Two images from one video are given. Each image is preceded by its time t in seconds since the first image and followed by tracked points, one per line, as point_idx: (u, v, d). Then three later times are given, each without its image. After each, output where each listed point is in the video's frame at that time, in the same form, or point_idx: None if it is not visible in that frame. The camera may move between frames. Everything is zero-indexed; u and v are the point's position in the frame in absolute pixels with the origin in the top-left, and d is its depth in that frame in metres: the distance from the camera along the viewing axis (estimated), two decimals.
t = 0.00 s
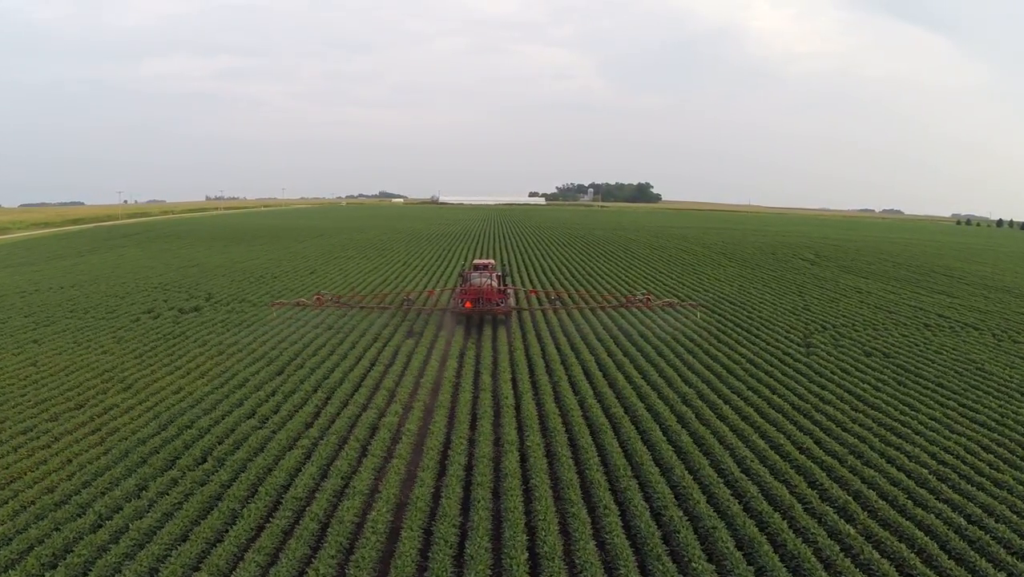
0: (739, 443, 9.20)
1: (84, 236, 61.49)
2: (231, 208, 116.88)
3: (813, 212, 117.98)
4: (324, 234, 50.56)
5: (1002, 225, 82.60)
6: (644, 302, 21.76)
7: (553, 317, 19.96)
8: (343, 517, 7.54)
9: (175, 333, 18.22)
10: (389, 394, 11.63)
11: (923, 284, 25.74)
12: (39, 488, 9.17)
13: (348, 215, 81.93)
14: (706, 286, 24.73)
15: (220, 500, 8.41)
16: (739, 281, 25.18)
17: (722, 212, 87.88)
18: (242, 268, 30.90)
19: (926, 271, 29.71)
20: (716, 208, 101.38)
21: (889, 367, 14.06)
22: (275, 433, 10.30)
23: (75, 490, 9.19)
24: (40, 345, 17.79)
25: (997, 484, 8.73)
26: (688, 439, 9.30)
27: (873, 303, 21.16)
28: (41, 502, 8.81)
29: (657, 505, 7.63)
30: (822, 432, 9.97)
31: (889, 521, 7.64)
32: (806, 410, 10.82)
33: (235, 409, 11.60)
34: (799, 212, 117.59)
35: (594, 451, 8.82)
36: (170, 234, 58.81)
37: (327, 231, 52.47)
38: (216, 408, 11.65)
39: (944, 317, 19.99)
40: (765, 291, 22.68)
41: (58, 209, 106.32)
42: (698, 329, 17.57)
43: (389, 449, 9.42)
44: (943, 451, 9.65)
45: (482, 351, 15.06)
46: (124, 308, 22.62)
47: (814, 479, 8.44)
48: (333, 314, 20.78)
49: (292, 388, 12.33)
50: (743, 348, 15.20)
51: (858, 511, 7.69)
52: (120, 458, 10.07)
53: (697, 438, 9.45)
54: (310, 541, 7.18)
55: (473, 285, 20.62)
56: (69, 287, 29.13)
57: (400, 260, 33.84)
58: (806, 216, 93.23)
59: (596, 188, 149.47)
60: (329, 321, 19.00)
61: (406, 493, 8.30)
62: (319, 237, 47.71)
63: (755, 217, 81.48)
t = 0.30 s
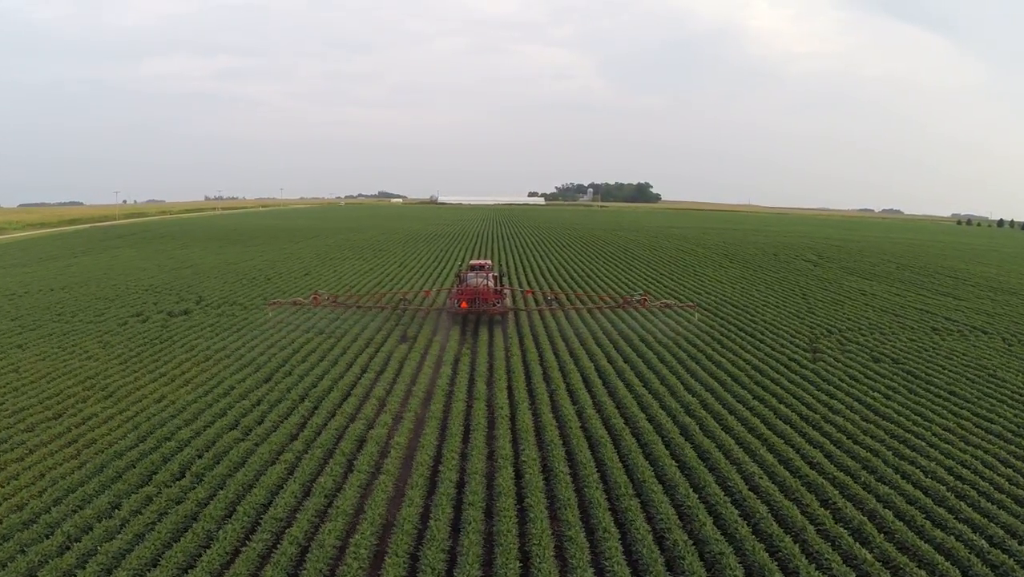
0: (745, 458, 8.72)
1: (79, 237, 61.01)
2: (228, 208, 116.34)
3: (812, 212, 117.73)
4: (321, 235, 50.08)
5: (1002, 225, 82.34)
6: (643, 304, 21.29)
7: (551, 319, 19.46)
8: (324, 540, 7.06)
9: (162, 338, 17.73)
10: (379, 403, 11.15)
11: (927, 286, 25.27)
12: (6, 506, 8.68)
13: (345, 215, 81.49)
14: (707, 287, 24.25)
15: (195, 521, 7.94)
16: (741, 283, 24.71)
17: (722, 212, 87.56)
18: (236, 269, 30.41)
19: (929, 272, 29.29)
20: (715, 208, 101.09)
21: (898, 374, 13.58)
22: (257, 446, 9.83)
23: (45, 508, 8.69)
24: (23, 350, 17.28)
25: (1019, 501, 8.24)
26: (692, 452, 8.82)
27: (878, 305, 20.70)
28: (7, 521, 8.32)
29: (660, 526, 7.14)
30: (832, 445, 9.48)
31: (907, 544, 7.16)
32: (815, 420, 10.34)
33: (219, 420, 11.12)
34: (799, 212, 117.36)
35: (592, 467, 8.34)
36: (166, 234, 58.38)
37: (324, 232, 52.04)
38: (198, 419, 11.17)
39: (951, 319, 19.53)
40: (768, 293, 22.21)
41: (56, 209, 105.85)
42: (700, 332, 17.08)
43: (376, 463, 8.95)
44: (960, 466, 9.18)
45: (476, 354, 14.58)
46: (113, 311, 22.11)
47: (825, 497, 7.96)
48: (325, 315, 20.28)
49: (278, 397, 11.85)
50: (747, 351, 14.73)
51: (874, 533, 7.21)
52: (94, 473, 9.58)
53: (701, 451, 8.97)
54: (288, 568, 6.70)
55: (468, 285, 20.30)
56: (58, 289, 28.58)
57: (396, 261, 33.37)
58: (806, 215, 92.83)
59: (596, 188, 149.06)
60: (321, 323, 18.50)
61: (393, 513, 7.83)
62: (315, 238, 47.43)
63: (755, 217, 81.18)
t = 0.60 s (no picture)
0: (754, 474, 8.23)
1: (75, 237, 60.62)
2: (227, 208, 116.03)
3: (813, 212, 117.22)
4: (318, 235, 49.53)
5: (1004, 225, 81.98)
6: (643, 306, 20.84)
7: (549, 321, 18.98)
8: (302, 568, 6.57)
9: (149, 343, 17.24)
10: (369, 413, 10.68)
11: (934, 288, 24.75)
12: None
13: (344, 215, 80.76)
14: (709, 289, 23.76)
15: (167, 544, 7.47)
16: (744, 285, 24.22)
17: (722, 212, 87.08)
18: (230, 271, 29.94)
19: (935, 274, 28.81)
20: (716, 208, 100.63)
21: (909, 381, 13.08)
22: (238, 461, 9.40)
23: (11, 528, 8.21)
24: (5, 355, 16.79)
25: None
26: (698, 469, 8.32)
27: (885, 309, 20.20)
28: None
29: (665, 552, 6.63)
30: (844, 460, 9.00)
31: (928, 571, 6.67)
32: (825, 432, 9.86)
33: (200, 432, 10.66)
34: (800, 212, 116.76)
35: (592, 485, 7.83)
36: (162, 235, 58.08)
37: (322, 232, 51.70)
38: (179, 431, 10.71)
39: (960, 323, 19.03)
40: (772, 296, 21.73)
41: (53, 210, 105.05)
42: (703, 335, 16.58)
43: (363, 480, 8.47)
44: (980, 482, 8.68)
45: (471, 359, 14.11)
46: (102, 314, 21.62)
47: (839, 518, 7.47)
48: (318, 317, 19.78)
49: (263, 407, 11.37)
50: (752, 356, 14.22)
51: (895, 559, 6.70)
52: (66, 489, 9.12)
53: (707, 467, 8.47)
54: None
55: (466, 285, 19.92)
56: (48, 291, 28.05)
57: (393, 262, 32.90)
58: (806, 216, 92.41)
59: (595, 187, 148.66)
60: (313, 325, 18.01)
61: (378, 536, 7.35)
62: (312, 237, 47.53)
63: (755, 217, 80.71)
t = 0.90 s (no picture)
0: (764, 492, 7.73)
1: (70, 237, 60.18)
2: (223, 208, 115.44)
3: (812, 212, 117.02)
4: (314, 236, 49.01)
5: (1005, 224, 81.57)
6: (644, 308, 20.34)
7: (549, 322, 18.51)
8: None
9: (134, 347, 16.72)
10: (356, 423, 10.19)
11: (940, 290, 24.27)
12: None
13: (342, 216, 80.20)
14: (710, 291, 23.30)
15: (134, 570, 6.98)
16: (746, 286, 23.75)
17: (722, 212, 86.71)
18: (223, 272, 29.40)
19: (940, 275, 28.30)
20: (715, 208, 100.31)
21: (921, 387, 12.58)
22: (216, 478, 8.91)
23: None
24: None
25: None
26: (704, 485, 7.83)
27: (891, 311, 19.73)
28: None
29: None
30: (858, 475, 8.52)
31: None
32: (836, 444, 9.38)
33: (179, 444, 10.15)
34: (800, 212, 116.32)
35: (591, 504, 7.34)
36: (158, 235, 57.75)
37: (318, 232, 51.26)
38: (158, 444, 10.20)
39: (969, 326, 18.53)
40: (775, 298, 21.25)
41: (50, 210, 104.49)
42: (705, 338, 16.07)
43: (348, 498, 7.98)
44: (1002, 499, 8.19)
45: (465, 362, 13.61)
46: (89, 317, 21.08)
47: (856, 541, 6.97)
48: (310, 319, 19.26)
49: (246, 417, 10.86)
50: (757, 359, 13.73)
51: None
52: (33, 508, 8.60)
53: (713, 485, 7.97)
54: None
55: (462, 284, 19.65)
56: (37, 293, 27.50)
57: (390, 262, 32.45)
58: (807, 216, 92.00)
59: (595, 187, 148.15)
60: (303, 328, 17.51)
61: (361, 560, 6.86)
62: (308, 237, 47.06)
63: (756, 217, 80.23)
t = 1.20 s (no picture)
0: (774, 511, 7.24)
1: (65, 237, 59.77)
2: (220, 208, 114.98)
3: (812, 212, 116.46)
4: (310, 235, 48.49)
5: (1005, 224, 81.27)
6: (642, 309, 19.89)
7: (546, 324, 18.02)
8: None
9: (118, 351, 16.17)
10: (342, 435, 9.68)
11: (945, 292, 23.83)
12: None
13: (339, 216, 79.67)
14: (712, 292, 22.83)
15: None
16: (747, 288, 23.30)
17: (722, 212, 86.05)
18: (215, 273, 28.89)
19: (945, 276, 27.84)
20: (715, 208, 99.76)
21: (933, 395, 12.11)
22: (192, 496, 8.39)
23: None
24: None
25: None
26: (710, 504, 7.34)
27: (897, 314, 19.25)
28: None
29: None
30: (872, 493, 8.04)
31: None
32: (848, 458, 8.90)
33: (155, 458, 9.62)
34: (799, 211, 115.92)
35: (590, 527, 6.84)
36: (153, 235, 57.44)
37: (314, 233, 50.88)
38: (133, 457, 9.67)
39: (978, 330, 18.05)
40: (778, 300, 20.79)
41: (44, 210, 103.72)
42: (708, 340, 15.56)
43: (330, 518, 7.48)
44: None
45: (459, 367, 13.09)
46: (74, 320, 20.51)
47: (874, 566, 6.48)
48: (300, 321, 18.74)
49: (228, 428, 10.33)
50: (763, 364, 13.23)
51: None
52: None
53: (720, 504, 7.47)
54: None
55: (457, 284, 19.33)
56: (25, 295, 26.95)
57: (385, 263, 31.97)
58: (806, 216, 91.67)
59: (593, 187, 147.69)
60: (292, 331, 16.96)
61: None
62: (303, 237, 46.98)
63: (756, 216, 79.87)
